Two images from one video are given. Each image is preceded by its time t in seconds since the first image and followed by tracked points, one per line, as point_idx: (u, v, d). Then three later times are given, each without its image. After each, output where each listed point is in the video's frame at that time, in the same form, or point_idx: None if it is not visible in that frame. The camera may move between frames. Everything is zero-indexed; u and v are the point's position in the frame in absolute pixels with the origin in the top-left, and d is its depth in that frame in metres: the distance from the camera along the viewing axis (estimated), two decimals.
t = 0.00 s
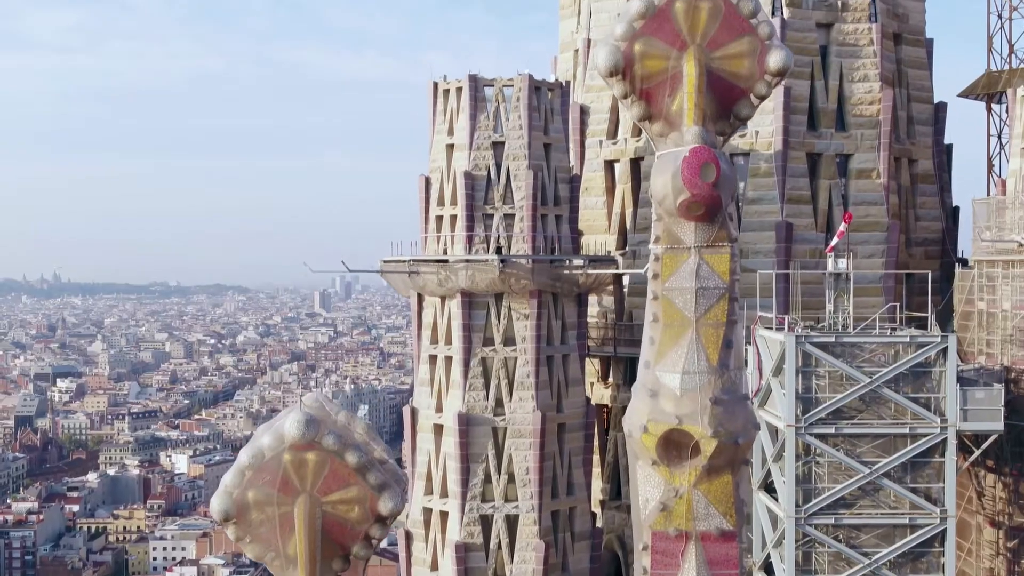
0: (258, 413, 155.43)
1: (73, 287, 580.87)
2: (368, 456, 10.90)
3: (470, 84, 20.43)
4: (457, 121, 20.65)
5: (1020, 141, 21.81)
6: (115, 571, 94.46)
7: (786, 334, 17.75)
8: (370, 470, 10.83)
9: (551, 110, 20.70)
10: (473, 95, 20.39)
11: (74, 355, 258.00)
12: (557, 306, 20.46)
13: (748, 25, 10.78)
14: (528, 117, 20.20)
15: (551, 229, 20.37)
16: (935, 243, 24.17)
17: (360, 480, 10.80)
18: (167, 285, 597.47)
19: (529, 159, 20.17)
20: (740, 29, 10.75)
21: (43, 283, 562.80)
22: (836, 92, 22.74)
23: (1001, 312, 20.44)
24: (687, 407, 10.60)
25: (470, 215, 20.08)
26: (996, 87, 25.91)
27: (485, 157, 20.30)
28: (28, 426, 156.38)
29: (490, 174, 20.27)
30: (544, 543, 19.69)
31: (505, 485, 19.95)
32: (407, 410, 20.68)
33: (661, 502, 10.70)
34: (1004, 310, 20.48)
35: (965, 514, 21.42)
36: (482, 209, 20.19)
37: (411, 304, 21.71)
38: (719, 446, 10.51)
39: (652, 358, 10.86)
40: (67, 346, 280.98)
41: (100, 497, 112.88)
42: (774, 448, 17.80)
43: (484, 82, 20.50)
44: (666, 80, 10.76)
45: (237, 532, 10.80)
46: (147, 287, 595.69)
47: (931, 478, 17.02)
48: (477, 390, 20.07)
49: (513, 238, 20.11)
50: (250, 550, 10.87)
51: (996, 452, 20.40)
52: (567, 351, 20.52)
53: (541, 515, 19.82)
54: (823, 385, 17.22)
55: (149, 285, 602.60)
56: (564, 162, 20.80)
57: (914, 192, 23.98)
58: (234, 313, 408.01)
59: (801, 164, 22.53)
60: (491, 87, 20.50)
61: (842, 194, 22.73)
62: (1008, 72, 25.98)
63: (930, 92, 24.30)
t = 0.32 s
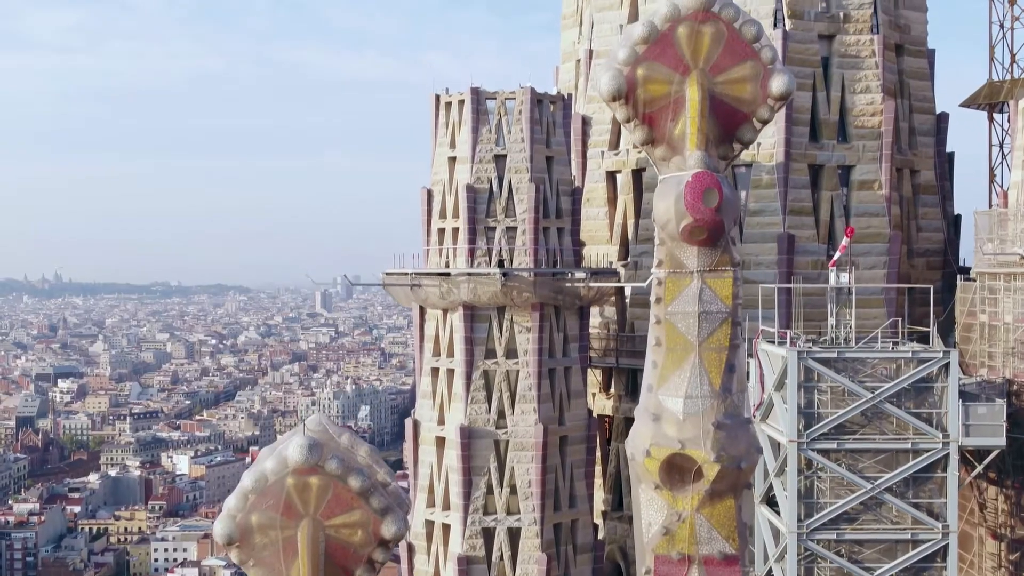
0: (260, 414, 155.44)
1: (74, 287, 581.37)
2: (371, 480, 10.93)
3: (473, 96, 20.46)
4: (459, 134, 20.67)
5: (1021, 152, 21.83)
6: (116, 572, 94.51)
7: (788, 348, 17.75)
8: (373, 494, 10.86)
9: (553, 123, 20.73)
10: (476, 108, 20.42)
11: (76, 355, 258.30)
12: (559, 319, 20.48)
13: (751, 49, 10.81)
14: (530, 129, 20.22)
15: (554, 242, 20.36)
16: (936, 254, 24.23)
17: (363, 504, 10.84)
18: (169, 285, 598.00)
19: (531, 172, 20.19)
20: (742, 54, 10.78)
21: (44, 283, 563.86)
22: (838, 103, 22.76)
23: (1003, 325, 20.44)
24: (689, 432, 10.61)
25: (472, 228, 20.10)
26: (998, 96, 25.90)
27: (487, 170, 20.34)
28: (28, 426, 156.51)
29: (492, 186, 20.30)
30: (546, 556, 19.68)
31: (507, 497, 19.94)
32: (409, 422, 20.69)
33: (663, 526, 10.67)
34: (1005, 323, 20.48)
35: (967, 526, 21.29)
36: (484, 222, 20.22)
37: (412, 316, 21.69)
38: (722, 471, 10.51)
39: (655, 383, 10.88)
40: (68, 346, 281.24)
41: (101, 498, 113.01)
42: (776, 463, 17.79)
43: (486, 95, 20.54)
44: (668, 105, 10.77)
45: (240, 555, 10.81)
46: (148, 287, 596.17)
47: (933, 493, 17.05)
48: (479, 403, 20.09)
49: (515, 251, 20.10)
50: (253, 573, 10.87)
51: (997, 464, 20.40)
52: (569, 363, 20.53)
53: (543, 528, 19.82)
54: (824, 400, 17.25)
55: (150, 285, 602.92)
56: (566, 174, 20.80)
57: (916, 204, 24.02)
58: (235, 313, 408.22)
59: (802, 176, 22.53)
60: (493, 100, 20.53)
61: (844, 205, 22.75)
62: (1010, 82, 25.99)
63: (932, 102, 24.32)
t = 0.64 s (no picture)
0: (260, 415, 155.72)
1: (74, 287, 581.92)
2: (373, 505, 10.93)
3: (475, 110, 20.48)
4: (461, 147, 20.69)
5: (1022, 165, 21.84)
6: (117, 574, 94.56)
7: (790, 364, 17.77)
8: (376, 520, 10.86)
9: (554, 137, 20.80)
10: (477, 122, 20.45)
11: (76, 355, 258.49)
12: (561, 332, 20.48)
13: (753, 75, 10.82)
14: (532, 144, 20.26)
15: (555, 255, 20.38)
16: (937, 266, 24.24)
17: (366, 530, 10.82)
18: (169, 285, 598.24)
19: (532, 186, 20.23)
20: (745, 81, 10.79)
21: (45, 283, 564.37)
22: (839, 115, 22.78)
23: (1004, 338, 20.46)
24: (691, 458, 10.62)
25: (474, 242, 20.11)
26: (1000, 108, 25.90)
27: (488, 184, 20.36)
28: (29, 427, 156.58)
29: (493, 202, 20.32)
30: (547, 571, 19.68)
31: (509, 511, 19.95)
32: (412, 436, 20.70)
33: (666, 552, 10.66)
34: (1007, 337, 20.50)
35: (969, 539, 21.35)
36: (485, 236, 20.24)
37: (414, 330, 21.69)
38: (724, 497, 10.51)
39: (658, 408, 10.88)
40: (69, 346, 281.44)
41: (102, 499, 113.13)
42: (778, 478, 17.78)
43: (488, 109, 20.56)
44: (670, 130, 10.79)
45: None
46: (149, 287, 596.34)
47: (934, 510, 17.06)
48: (480, 417, 20.09)
49: (517, 265, 20.11)
50: None
51: (999, 478, 20.35)
52: (571, 377, 20.53)
53: (545, 542, 19.83)
54: (826, 417, 17.25)
55: (151, 285, 603.14)
56: (568, 187, 20.81)
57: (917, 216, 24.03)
58: (236, 313, 408.40)
59: (804, 189, 22.54)
60: (495, 113, 20.56)
61: (846, 217, 22.72)
62: (1011, 92, 25.98)
63: (934, 114, 24.34)
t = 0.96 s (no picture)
0: (261, 416, 155.90)
1: (75, 287, 582.13)
2: (374, 533, 10.93)
3: (475, 125, 20.50)
4: (462, 162, 20.70)
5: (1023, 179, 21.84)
6: None
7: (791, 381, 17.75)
8: (377, 548, 10.85)
9: (555, 152, 20.81)
10: (478, 137, 20.46)
11: (77, 356, 258.56)
12: (561, 348, 20.48)
13: (754, 103, 10.83)
14: (532, 158, 20.28)
15: (556, 271, 20.38)
16: (938, 278, 24.28)
17: (366, 558, 10.80)
18: (170, 285, 598.65)
19: (534, 201, 20.26)
20: (746, 109, 10.79)
21: (46, 283, 564.40)
22: (840, 129, 22.78)
23: (1006, 353, 20.41)
24: (692, 487, 10.60)
25: (474, 256, 20.10)
26: (1000, 120, 25.91)
27: (489, 200, 20.37)
28: (30, 428, 156.64)
29: (494, 217, 20.33)
30: None
31: (510, 527, 19.95)
32: (412, 451, 20.71)
33: None
34: (1008, 351, 20.45)
35: (969, 552, 21.42)
36: (486, 252, 20.24)
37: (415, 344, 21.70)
38: (725, 526, 10.50)
39: (658, 436, 10.89)
40: (70, 347, 281.65)
41: (103, 501, 113.13)
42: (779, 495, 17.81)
43: (488, 123, 20.57)
44: (671, 158, 10.79)
45: None
46: (149, 287, 596.44)
47: (935, 527, 17.08)
48: (481, 432, 20.09)
49: (518, 280, 20.12)
50: None
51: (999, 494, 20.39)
52: (571, 392, 20.54)
53: (545, 557, 19.85)
54: (826, 434, 17.23)
55: (151, 286, 603.16)
56: (569, 202, 20.83)
57: (918, 228, 24.04)
58: (236, 313, 408.32)
59: (805, 203, 22.56)
60: (496, 128, 20.57)
61: (846, 230, 22.73)
62: (1012, 104, 25.99)
63: (934, 127, 24.36)
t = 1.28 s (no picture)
0: (261, 416, 155.87)
1: (76, 287, 582.51)
2: (374, 561, 10.93)
3: (475, 140, 20.48)
4: (463, 177, 20.69)
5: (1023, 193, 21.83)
6: None
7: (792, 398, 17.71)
8: None
9: (555, 167, 20.83)
10: (478, 151, 20.44)
11: (78, 356, 258.72)
12: (561, 362, 20.49)
13: (754, 132, 10.81)
14: (533, 173, 20.28)
15: (556, 285, 20.38)
16: (938, 290, 24.27)
17: None
18: (171, 285, 598.96)
19: (534, 216, 20.27)
20: (746, 138, 10.80)
21: (47, 283, 565.03)
22: (840, 142, 22.78)
23: (1005, 368, 20.43)
24: (692, 516, 10.58)
25: (475, 272, 20.10)
26: (1001, 132, 25.90)
27: (489, 215, 20.37)
28: (31, 429, 156.70)
29: (494, 232, 20.33)
30: None
31: (510, 541, 19.94)
32: (413, 465, 20.70)
33: None
34: (1008, 366, 20.47)
35: (969, 566, 21.45)
36: (486, 267, 20.23)
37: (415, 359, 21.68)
38: (724, 554, 10.48)
39: (658, 464, 10.87)
40: (71, 347, 281.82)
41: (103, 502, 113.05)
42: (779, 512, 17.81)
43: (488, 138, 20.56)
44: (670, 187, 10.79)
45: None
46: (150, 287, 596.76)
47: (935, 544, 17.09)
48: (481, 447, 20.08)
49: (518, 295, 20.11)
50: None
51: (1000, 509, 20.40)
52: (571, 407, 20.55)
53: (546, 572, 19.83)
54: (827, 452, 17.22)
55: (151, 286, 603.32)
56: (569, 217, 20.86)
57: (918, 240, 24.03)
58: (237, 313, 408.45)
59: (805, 216, 22.57)
60: (496, 143, 20.57)
61: (846, 244, 22.74)
62: (1013, 115, 25.99)
63: (935, 139, 24.35)
